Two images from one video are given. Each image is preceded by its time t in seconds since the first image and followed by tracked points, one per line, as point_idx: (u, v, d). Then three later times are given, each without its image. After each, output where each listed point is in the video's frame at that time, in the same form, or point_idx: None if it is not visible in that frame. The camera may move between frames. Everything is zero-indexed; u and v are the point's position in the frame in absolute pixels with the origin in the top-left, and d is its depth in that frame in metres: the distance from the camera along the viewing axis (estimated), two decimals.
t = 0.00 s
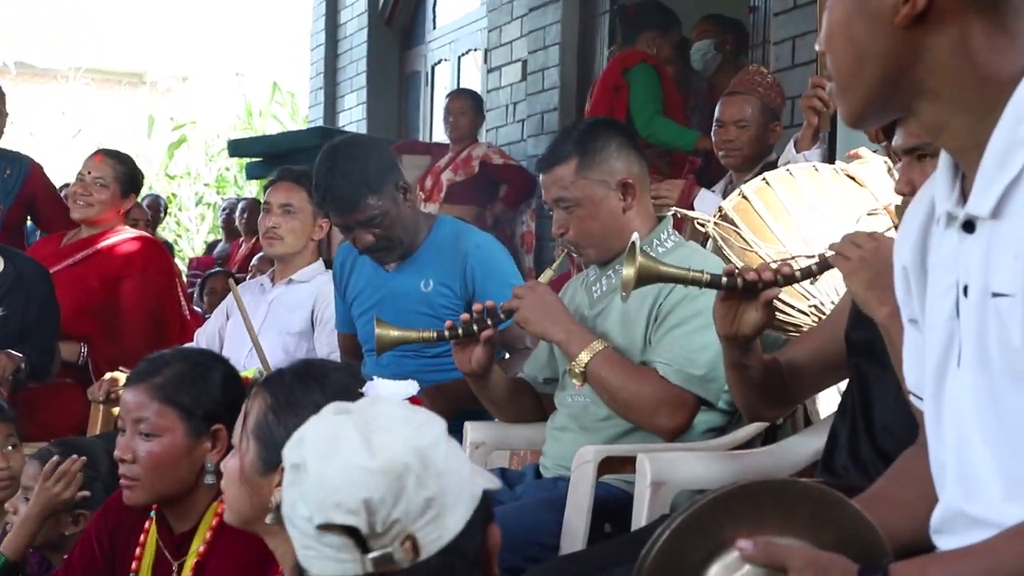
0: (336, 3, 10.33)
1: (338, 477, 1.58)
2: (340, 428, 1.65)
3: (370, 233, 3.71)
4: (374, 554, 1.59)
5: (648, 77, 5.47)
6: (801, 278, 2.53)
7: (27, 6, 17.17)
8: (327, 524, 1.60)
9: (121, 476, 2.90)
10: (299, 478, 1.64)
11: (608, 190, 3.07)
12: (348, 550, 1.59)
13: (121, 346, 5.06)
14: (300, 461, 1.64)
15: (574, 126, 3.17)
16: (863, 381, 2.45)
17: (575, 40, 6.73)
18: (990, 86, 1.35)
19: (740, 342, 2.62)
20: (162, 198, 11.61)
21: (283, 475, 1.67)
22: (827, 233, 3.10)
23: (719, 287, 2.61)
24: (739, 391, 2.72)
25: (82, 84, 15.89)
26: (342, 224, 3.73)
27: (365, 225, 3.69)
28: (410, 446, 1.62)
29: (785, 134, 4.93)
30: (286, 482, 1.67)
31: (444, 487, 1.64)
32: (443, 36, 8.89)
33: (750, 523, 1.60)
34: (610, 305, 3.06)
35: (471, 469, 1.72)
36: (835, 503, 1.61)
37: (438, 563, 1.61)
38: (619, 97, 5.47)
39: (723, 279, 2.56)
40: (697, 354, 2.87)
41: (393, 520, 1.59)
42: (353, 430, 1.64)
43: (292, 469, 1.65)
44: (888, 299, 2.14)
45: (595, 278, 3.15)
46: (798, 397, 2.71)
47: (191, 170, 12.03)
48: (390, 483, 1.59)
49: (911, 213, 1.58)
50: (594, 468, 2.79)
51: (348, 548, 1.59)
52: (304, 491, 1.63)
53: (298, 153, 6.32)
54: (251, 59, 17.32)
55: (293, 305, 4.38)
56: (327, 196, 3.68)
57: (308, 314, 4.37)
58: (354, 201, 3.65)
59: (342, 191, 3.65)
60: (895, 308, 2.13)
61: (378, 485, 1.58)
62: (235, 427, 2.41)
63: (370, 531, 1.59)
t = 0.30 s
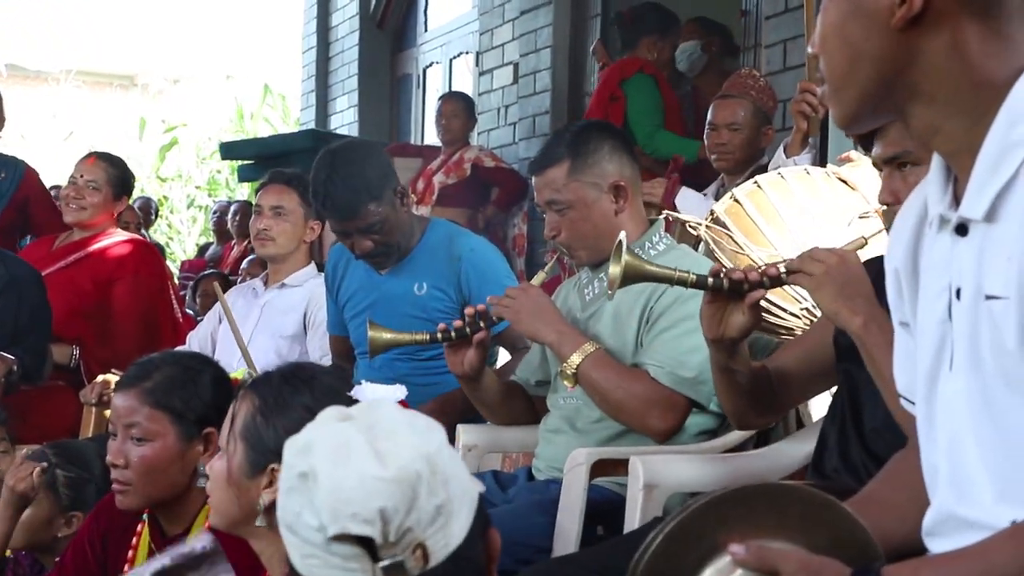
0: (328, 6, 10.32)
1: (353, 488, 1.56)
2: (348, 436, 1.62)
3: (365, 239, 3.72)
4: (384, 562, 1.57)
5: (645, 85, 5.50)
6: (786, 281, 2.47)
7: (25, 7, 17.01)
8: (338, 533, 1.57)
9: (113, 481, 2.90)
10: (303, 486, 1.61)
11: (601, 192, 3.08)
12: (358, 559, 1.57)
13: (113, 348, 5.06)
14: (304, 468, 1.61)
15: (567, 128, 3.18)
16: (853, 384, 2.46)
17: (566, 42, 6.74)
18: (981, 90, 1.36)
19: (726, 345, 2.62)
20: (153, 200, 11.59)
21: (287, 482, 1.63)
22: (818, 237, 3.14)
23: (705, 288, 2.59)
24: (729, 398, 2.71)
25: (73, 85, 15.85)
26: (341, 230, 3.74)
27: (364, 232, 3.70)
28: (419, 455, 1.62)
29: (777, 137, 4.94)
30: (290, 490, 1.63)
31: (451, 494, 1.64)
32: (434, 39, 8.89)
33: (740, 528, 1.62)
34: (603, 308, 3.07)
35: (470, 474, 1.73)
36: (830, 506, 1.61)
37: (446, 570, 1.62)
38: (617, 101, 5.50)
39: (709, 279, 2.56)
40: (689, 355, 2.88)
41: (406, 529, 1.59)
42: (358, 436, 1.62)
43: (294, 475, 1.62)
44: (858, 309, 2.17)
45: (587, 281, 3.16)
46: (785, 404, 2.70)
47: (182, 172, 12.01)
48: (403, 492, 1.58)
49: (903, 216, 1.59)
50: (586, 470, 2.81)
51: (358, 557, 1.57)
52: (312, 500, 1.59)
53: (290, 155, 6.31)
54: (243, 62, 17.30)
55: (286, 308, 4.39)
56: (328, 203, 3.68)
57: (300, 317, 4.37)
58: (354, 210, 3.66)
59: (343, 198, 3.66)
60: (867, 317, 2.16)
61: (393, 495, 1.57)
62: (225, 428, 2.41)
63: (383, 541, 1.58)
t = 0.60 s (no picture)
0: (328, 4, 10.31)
1: (378, 471, 1.54)
2: (362, 427, 1.61)
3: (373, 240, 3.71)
4: (406, 548, 1.56)
5: (663, 86, 5.48)
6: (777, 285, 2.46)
7: (25, 6, 17.02)
8: (362, 520, 1.54)
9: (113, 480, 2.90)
10: (321, 476, 1.57)
11: (602, 191, 3.08)
12: (380, 547, 1.55)
13: (113, 347, 5.07)
14: (322, 457, 1.58)
15: (568, 127, 3.18)
16: (851, 384, 2.46)
17: (566, 41, 6.74)
18: (986, 90, 1.36)
19: (721, 349, 2.61)
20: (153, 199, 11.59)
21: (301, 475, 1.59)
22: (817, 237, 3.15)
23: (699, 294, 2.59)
24: (727, 403, 2.71)
25: (73, 83, 15.85)
26: (344, 229, 3.70)
27: (371, 232, 3.69)
28: (432, 443, 1.63)
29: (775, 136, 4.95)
30: (304, 483, 1.59)
31: (461, 483, 1.67)
32: (434, 37, 8.89)
33: (739, 527, 1.62)
34: (604, 308, 3.07)
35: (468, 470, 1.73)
36: (828, 506, 1.61)
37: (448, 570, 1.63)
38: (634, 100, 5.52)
39: (703, 284, 2.56)
40: (688, 355, 2.88)
41: (426, 514, 1.59)
42: (371, 425, 1.62)
43: (309, 468, 1.58)
44: (853, 311, 2.17)
45: (588, 280, 3.16)
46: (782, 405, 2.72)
47: (181, 171, 12.01)
48: (425, 475, 1.58)
49: (905, 215, 1.59)
50: (586, 469, 2.80)
51: (380, 544, 1.55)
52: (332, 489, 1.56)
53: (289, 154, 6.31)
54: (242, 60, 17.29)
55: (286, 307, 4.39)
56: (334, 202, 3.63)
57: (300, 316, 4.37)
58: (362, 209, 3.63)
59: (351, 197, 3.62)
60: (861, 318, 2.16)
61: (416, 477, 1.57)
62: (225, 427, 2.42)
63: (405, 526, 1.57)
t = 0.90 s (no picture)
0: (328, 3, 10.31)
1: (397, 445, 1.63)
2: (364, 417, 1.69)
3: (375, 220, 3.71)
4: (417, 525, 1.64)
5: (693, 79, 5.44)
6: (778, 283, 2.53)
7: (26, 7, 17.02)
8: (378, 494, 1.60)
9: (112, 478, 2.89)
10: (336, 459, 1.61)
11: (604, 189, 3.08)
12: (395, 525, 1.61)
13: (112, 345, 5.07)
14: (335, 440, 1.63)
15: (570, 125, 3.18)
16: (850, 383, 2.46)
17: (566, 40, 6.74)
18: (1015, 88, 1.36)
19: (721, 352, 2.62)
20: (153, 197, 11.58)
21: (313, 459, 1.62)
22: (818, 237, 3.14)
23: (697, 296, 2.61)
24: (727, 406, 2.69)
25: (73, 82, 15.84)
26: (348, 203, 3.72)
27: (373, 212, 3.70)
28: (429, 430, 1.72)
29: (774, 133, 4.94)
30: (313, 467, 1.62)
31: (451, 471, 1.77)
32: (434, 36, 8.89)
33: (737, 524, 1.63)
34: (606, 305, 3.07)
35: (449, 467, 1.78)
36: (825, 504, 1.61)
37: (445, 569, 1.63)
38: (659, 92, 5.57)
39: (702, 286, 2.57)
40: (689, 354, 2.88)
41: (435, 494, 1.67)
42: (374, 416, 1.69)
43: (322, 450, 1.62)
44: (851, 311, 2.17)
45: (589, 278, 3.17)
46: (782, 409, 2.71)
47: (181, 169, 12.01)
48: (432, 455, 1.68)
49: (908, 213, 1.58)
50: (585, 467, 2.81)
51: (393, 520, 1.61)
52: (347, 467, 1.61)
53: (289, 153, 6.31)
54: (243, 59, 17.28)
55: (285, 305, 4.39)
56: (345, 169, 3.68)
57: (299, 314, 4.37)
58: (370, 185, 3.66)
59: (360, 168, 3.67)
60: (861, 317, 2.16)
61: (425, 452, 1.66)
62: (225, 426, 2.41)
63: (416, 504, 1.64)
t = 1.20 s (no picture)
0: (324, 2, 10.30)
1: (402, 446, 1.61)
2: (369, 416, 1.67)
3: (372, 200, 3.73)
4: (420, 525, 1.62)
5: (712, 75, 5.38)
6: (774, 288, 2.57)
7: (25, 7, 17.02)
8: (380, 495, 1.59)
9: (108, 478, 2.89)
10: (338, 459, 1.60)
11: (606, 189, 3.07)
12: (396, 525, 1.60)
13: (108, 344, 5.07)
14: (338, 439, 1.61)
15: (574, 124, 3.18)
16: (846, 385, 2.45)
17: (563, 39, 6.74)
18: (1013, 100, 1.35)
19: (717, 362, 2.62)
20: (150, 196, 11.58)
21: (315, 458, 1.61)
22: (814, 237, 3.15)
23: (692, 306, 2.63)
24: (724, 415, 2.71)
25: (70, 81, 15.84)
26: (348, 175, 3.76)
27: (373, 187, 3.74)
28: (435, 430, 1.71)
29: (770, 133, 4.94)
30: (315, 466, 1.61)
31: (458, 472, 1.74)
32: (431, 35, 8.89)
33: (748, 520, 1.57)
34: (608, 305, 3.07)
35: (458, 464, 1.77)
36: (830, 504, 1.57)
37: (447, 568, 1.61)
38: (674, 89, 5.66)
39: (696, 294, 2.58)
40: (690, 358, 2.89)
41: (438, 494, 1.65)
42: (378, 416, 1.68)
43: (325, 449, 1.61)
44: (843, 314, 2.19)
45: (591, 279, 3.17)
46: (777, 415, 2.74)
47: (178, 168, 12.01)
48: (437, 455, 1.66)
49: (907, 218, 1.58)
50: (582, 467, 2.80)
51: (396, 521, 1.60)
52: (350, 467, 1.60)
53: (285, 152, 6.31)
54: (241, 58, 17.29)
55: (282, 305, 4.38)
56: (352, 136, 3.74)
57: (296, 313, 4.37)
58: (375, 157, 3.73)
59: (367, 139, 3.74)
60: (851, 320, 2.17)
61: (431, 453, 1.65)
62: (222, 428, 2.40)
63: (419, 503, 1.62)
